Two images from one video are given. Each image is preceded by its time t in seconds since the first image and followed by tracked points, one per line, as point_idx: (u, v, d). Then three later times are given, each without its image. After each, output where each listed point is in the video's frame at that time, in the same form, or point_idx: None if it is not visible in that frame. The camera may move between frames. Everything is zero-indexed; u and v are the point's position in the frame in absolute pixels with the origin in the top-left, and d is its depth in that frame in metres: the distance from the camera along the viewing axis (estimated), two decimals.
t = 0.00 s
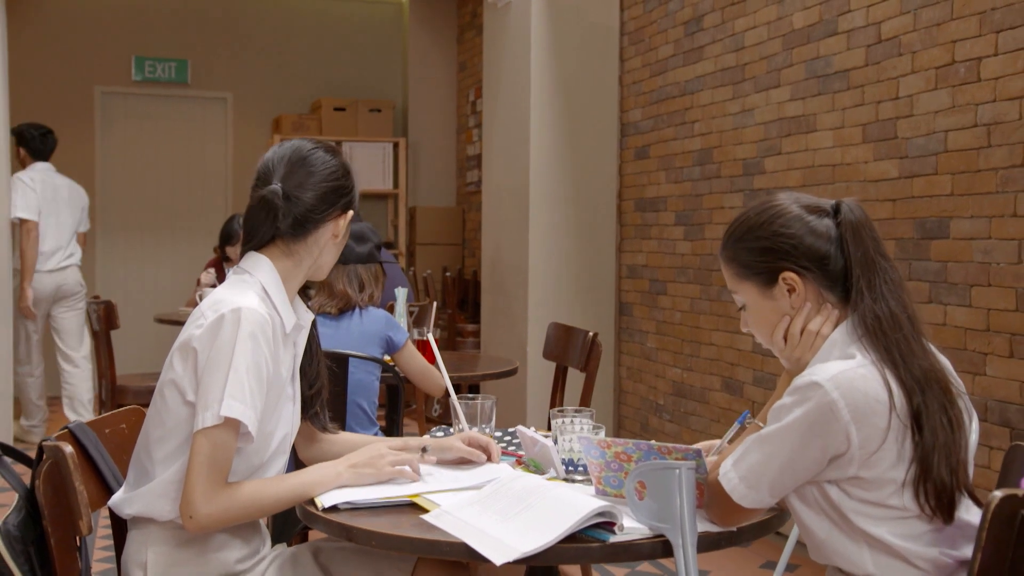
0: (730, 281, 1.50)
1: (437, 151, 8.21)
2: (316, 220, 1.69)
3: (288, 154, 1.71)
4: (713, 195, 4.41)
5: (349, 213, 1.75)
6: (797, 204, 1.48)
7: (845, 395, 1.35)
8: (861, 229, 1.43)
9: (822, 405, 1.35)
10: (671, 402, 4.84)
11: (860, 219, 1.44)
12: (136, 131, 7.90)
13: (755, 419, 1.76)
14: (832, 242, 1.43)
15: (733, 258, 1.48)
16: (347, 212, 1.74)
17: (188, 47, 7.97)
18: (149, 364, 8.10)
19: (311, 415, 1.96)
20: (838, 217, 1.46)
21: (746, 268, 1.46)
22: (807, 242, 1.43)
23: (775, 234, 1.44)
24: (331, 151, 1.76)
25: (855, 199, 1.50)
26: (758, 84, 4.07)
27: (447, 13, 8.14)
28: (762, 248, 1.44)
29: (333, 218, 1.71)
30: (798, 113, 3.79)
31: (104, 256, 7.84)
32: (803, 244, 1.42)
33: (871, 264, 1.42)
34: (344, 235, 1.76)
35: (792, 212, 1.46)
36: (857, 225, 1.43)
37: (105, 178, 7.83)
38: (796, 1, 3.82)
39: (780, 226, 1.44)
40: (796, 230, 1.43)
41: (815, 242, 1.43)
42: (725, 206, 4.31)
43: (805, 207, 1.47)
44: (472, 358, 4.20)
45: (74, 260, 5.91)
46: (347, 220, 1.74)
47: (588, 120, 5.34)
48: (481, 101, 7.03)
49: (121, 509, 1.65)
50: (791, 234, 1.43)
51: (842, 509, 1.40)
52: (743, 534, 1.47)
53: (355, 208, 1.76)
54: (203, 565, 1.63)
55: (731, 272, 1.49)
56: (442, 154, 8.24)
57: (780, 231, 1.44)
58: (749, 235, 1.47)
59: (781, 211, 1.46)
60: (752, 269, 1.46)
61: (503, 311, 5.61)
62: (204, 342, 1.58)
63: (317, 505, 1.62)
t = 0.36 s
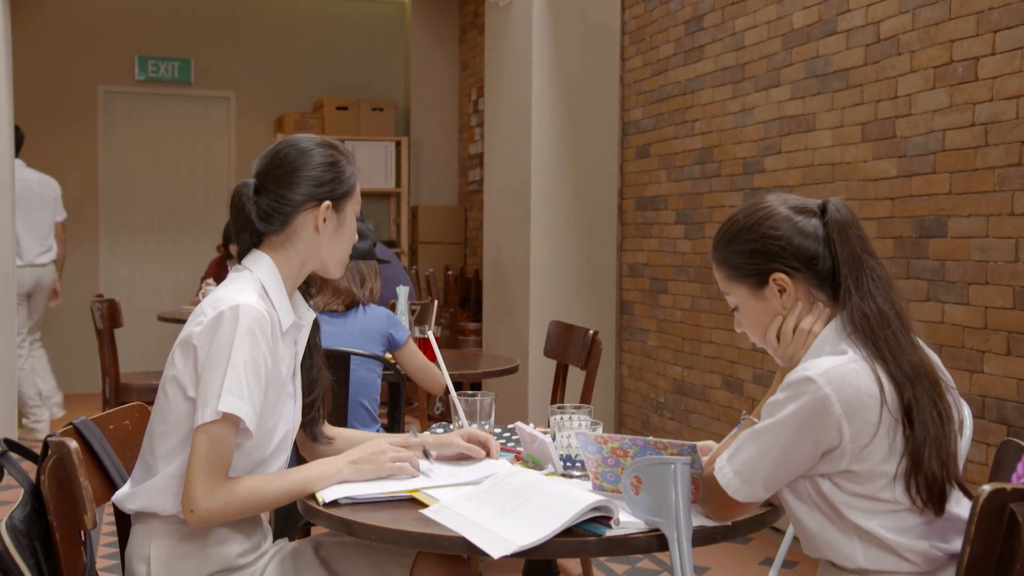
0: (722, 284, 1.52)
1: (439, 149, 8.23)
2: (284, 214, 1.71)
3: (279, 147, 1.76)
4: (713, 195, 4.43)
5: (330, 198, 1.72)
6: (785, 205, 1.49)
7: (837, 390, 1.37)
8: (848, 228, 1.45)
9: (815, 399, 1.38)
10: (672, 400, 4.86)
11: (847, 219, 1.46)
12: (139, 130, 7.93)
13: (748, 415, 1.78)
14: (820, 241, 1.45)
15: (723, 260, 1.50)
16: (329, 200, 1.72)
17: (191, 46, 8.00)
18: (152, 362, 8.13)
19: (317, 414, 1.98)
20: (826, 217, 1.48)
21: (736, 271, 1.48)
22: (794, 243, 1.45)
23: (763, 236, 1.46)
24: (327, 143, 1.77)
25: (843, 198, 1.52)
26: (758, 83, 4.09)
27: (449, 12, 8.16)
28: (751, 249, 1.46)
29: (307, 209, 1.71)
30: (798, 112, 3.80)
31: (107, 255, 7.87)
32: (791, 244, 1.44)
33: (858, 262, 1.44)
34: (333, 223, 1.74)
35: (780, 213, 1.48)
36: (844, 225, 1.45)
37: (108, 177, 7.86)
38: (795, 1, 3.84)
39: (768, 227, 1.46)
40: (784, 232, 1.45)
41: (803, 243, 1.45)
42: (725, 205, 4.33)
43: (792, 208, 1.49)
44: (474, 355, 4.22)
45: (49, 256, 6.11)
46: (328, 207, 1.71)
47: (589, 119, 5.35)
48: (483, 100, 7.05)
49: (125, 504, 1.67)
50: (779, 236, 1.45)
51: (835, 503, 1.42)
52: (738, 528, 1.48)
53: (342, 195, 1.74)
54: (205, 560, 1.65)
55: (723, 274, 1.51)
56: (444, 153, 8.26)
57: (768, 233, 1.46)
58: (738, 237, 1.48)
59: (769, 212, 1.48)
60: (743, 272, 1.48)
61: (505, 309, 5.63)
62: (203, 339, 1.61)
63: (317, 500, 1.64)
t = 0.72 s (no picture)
0: (719, 283, 1.54)
1: (442, 149, 8.25)
2: (285, 217, 1.73)
3: (276, 150, 1.78)
4: (715, 195, 4.45)
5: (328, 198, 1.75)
6: (780, 206, 1.51)
7: (831, 387, 1.39)
8: (842, 228, 1.47)
9: (809, 397, 1.39)
10: (674, 400, 4.88)
11: (841, 219, 1.48)
12: (144, 130, 7.96)
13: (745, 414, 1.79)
14: (814, 241, 1.47)
15: (720, 260, 1.52)
16: (327, 201, 1.74)
17: (195, 47, 8.03)
18: (156, 362, 8.15)
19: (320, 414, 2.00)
20: (820, 217, 1.49)
21: (732, 270, 1.50)
22: (790, 242, 1.46)
23: (758, 235, 1.48)
24: (324, 143, 1.79)
25: (837, 198, 1.54)
26: (758, 84, 4.11)
27: (452, 13, 8.18)
28: (747, 248, 1.48)
29: (306, 211, 1.74)
30: (798, 113, 3.82)
31: (111, 255, 7.90)
32: (786, 244, 1.46)
33: (853, 261, 1.45)
34: (333, 223, 1.76)
35: (775, 213, 1.50)
36: (838, 225, 1.47)
37: (113, 177, 7.89)
38: (796, 1, 3.85)
39: (764, 226, 1.48)
40: (779, 231, 1.47)
41: (798, 242, 1.46)
42: (725, 204, 4.35)
43: (787, 208, 1.51)
44: (476, 354, 4.25)
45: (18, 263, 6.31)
46: (327, 208, 1.74)
47: (591, 119, 5.37)
48: (485, 100, 7.09)
49: (130, 500, 1.69)
50: (774, 235, 1.47)
51: (829, 499, 1.44)
52: (734, 524, 1.50)
53: (339, 195, 1.76)
54: (208, 555, 1.67)
55: (719, 274, 1.53)
56: (447, 153, 8.28)
57: (763, 232, 1.47)
58: (734, 237, 1.50)
59: (764, 212, 1.50)
60: (738, 271, 1.50)
61: (507, 309, 5.65)
62: (209, 339, 1.63)
63: (319, 497, 1.66)
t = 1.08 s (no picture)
0: (717, 283, 1.56)
1: (446, 150, 8.26)
2: (273, 221, 1.79)
3: (271, 156, 1.83)
4: (717, 195, 4.46)
5: (305, 197, 1.76)
6: (777, 206, 1.53)
7: (827, 386, 1.41)
8: (838, 229, 1.48)
9: (806, 396, 1.41)
10: (676, 400, 4.89)
11: (837, 219, 1.49)
12: (148, 130, 7.99)
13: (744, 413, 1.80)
14: (811, 241, 1.48)
15: (715, 261, 1.54)
16: (304, 200, 1.76)
17: (199, 47, 8.06)
18: (160, 361, 8.18)
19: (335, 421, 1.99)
20: (817, 218, 1.51)
21: (729, 270, 1.52)
22: (784, 242, 1.48)
23: (753, 236, 1.49)
24: (304, 141, 1.79)
25: (834, 198, 1.55)
26: (761, 84, 4.12)
27: (456, 13, 8.20)
28: (744, 249, 1.50)
29: (288, 213, 1.77)
30: (800, 114, 3.83)
31: (116, 254, 7.93)
32: (783, 244, 1.48)
33: (849, 260, 1.47)
34: (317, 218, 1.76)
35: (772, 214, 1.51)
36: (834, 225, 1.48)
37: (117, 177, 7.92)
38: (798, 2, 3.87)
39: (760, 227, 1.50)
40: (776, 232, 1.48)
41: (793, 243, 1.48)
42: (727, 205, 4.37)
43: (785, 208, 1.52)
44: (479, 354, 4.27)
45: None
46: (301, 207, 1.76)
47: (594, 120, 5.38)
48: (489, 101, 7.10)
49: (144, 493, 1.71)
50: (771, 236, 1.48)
51: (826, 497, 1.45)
52: (732, 522, 1.52)
53: (318, 190, 1.75)
54: (218, 551, 1.69)
55: (716, 274, 1.55)
56: (451, 153, 8.29)
57: (758, 233, 1.49)
58: (730, 237, 1.52)
59: (761, 212, 1.51)
60: (736, 272, 1.51)
61: (511, 308, 5.67)
62: (228, 331, 1.66)
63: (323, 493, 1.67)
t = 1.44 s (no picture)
0: (719, 283, 1.57)
1: (451, 150, 8.28)
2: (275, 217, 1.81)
3: (278, 157, 1.85)
4: (721, 195, 4.47)
5: (303, 194, 1.77)
6: (780, 207, 1.54)
7: (829, 384, 1.42)
8: (839, 229, 1.49)
9: (807, 394, 1.42)
10: (681, 399, 4.90)
11: (839, 219, 1.50)
12: (155, 130, 8.02)
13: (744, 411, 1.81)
14: (812, 241, 1.49)
15: (718, 260, 1.55)
16: (303, 197, 1.77)
17: (205, 48, 8.09)
18: (166, 361, 8.21)
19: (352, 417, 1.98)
20: (819, 218, 1.52)
21: (731, 270, 1.53)
22: (786, 242, 1.49)
23: (755, 236, 1.51)
24: (308, 139, 1.81)
25: (836, 199, 1.56)
26: (765, 84, 4.12)
27: (460, 14, 8.21)
28: (746, 249, 1.51)
29: (288, 211, 1.79)
30: (804, 114, 3.84)
31: (122, 254, 7.96)
32: (785, 243, 1.49)
33: (850, 260, 1.48)
34: (315, 215, 1.78)
35: (774, 214, 1.52)
36: (835, 225, 1.49)
37: (124, 177, 7.96)
38: (802, 2, 3.87)
39: (762, 226, 1.51)
40: (777, 232, 1.50)
41: (795, 242, 1.49)
42: (731, 205, 4.37)
43: (786, 209, 1.53)
44: (484, 353, 4.28)
45: None
46: (299, 204, 1.77)
47: (599, 120, 5.39)
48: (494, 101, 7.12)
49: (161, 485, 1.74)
50: (772, 235, 1.50)
51: (827, 495, 1.46)
52: (734, 519, 1.53)
53: (315, 188, 1.76)
54: (230, 545, 1.70)
55: (718, 275, 1.56)
56: (456, 154, 8.31)
57: (759, 233, 1.51)
58: (732, 238, 1.54)
59: (763, 212, 1.53)
60: (738, 271, 1.52)
61: (516, 308, 5.68)
62: (242, 322, 1.69)
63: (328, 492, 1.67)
